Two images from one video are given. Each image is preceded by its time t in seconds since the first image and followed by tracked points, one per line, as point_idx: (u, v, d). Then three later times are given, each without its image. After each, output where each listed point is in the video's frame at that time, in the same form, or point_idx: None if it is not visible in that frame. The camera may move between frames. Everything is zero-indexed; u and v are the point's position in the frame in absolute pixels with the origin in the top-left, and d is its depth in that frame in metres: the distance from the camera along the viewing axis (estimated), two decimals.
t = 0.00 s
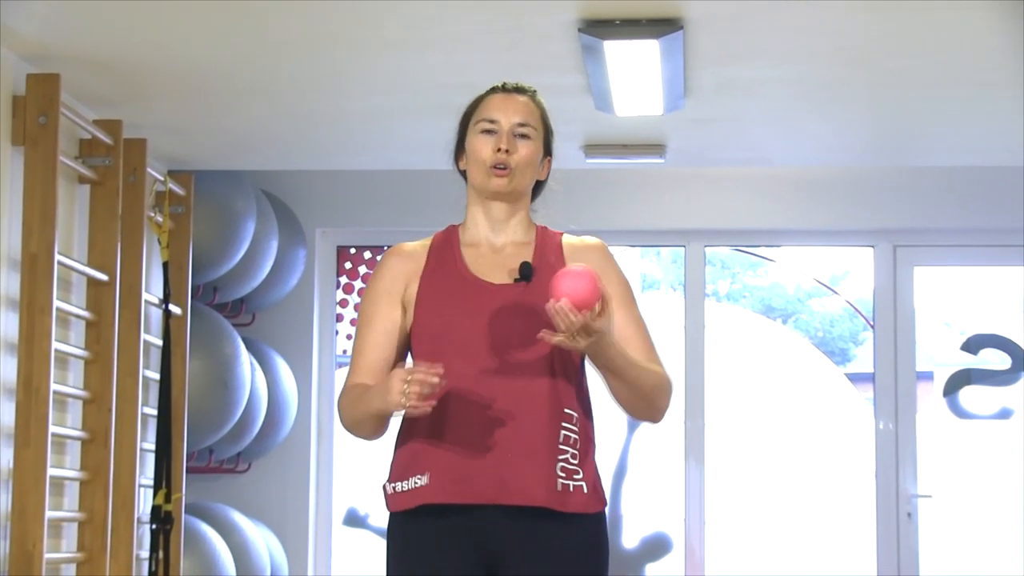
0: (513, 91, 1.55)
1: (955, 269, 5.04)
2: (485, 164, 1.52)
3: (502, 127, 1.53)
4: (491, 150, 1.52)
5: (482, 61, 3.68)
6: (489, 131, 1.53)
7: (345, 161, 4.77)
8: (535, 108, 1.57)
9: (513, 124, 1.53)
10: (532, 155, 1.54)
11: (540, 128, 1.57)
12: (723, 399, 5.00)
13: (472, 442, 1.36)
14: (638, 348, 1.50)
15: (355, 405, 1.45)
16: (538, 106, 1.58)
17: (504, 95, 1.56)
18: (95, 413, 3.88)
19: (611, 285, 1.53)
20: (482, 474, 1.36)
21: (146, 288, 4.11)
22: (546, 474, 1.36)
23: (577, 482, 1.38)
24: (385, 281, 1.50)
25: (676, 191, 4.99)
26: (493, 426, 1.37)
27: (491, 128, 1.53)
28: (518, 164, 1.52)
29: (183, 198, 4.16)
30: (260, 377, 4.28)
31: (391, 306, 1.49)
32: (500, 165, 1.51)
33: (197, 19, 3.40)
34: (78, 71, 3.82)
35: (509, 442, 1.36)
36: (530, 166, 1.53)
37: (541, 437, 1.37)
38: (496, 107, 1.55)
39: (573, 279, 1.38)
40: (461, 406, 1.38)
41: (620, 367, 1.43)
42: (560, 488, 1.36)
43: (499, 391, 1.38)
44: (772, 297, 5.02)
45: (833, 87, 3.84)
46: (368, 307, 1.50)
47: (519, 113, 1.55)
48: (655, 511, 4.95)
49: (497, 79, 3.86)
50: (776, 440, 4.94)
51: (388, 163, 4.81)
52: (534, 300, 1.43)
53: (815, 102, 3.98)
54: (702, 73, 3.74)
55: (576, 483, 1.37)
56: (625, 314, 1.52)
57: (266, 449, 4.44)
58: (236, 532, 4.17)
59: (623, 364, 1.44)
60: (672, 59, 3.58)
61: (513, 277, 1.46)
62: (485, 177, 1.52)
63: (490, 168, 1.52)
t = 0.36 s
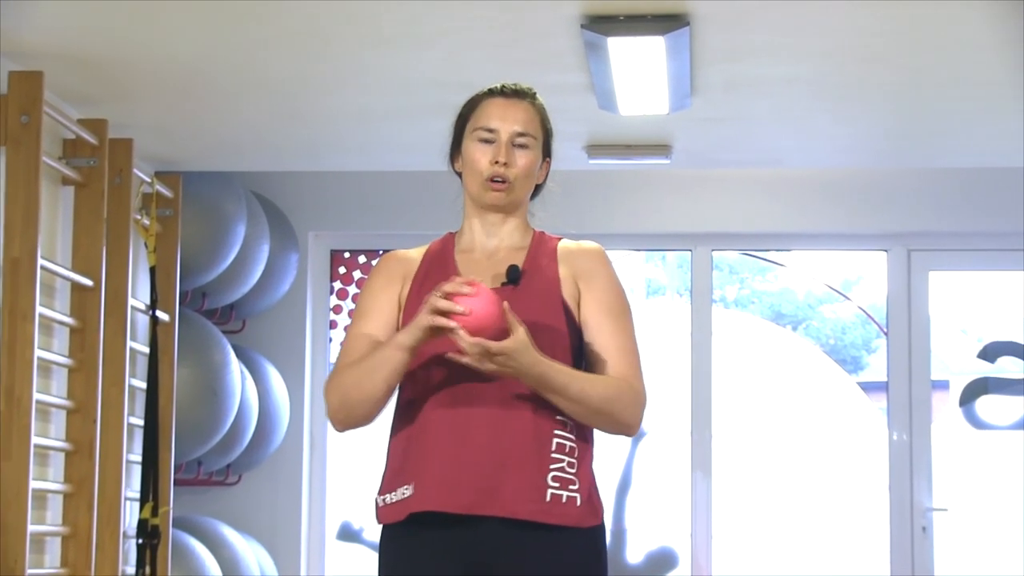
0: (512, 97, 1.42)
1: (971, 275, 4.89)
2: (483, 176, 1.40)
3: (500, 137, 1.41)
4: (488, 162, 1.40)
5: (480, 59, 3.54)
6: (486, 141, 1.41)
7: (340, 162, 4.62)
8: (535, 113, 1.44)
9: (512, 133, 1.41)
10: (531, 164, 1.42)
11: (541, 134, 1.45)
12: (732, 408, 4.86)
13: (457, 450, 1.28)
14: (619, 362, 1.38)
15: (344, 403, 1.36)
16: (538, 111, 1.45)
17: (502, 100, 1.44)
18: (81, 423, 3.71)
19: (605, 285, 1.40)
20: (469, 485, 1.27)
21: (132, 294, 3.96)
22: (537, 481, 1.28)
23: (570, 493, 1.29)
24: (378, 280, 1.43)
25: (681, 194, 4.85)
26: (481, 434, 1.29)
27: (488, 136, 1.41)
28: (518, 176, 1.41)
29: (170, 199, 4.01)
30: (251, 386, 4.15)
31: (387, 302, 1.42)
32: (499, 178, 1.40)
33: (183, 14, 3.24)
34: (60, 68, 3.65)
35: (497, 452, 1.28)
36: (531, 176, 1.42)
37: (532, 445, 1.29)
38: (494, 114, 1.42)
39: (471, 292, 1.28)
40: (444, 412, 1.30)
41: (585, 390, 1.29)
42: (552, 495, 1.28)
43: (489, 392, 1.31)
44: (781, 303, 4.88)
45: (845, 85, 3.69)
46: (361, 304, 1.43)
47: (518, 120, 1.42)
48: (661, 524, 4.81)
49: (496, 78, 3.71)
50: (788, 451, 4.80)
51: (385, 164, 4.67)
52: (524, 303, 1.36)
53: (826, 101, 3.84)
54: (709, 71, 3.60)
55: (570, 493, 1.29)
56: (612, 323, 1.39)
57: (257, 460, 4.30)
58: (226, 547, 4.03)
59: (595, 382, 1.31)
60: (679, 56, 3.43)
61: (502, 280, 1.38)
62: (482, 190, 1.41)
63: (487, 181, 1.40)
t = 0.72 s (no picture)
0: (484, 93, 1.37)
1: (977, 278, 4.82)
2: (462, 176, 1.36)
3: (474, 133, 1.36)
4: (464, 160, 1.35)
5: (479, 58, 3.46)
6: (461, 139, 1.36)
7: (336, 164, 4.55)
8: (511, 104, 1.39)
9: (486, 128, 1.36)
10: (510, 157, 1.37)
11: (519, 125, 1.39)
12: (735, 414, 4.78)
13: (405, 460, 1.25)
14: (579, 372, 1.24)
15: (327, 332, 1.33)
16: (516, 102, 1.40)
17: (475, 96, 1.39)
18: (72, 430, 3.61)
19: (562, 293, 1.28)
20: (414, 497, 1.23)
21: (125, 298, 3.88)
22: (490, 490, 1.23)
23: (530, 501, 1.23)
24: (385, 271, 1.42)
25: (683, 196, 4.77)
26: (433, 445, 1.24)
27: (463, 135, 1.36)
28: (497, 168, 1.36)
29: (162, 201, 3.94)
30: (245, 391, 4.08)
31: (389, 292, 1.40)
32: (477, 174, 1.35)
33: (176, 12, 3.15)
34: (50, 67, 3.56)
35: (445, 460, 1.23)
36: (512, 168, 1.37)
37: (484, 454, 1.23)
38: (467, 111, 1.38)
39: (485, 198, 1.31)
40: (397, 418, 1.27)
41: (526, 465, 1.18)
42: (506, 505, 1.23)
43: (442, 398, 1.25)
44: (785, 307, 4.81)
45: (851, 86, 3.62)
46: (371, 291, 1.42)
47: (492, 113, 1.37)
48: (663, 532, 4.74)
49: (494, 78, 3.64)
50: (793, 457, 4.73)
51: (382, 166, 4.60)
52: (475, 304, 1.28)
53: (831, 102, 3.77)
54: (712, 71, 3.52)
55: (529, 501, 1.23)
56: (573, 332, 1.26)
57: (252, 466, 4.23)
58: (219, 556, 3.96)
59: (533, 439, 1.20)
60: (682, 56, 3.36)
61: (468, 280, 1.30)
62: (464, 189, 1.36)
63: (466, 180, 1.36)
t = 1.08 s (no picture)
0: (435, 110, 1.42)
1: (977, 282, 4.82)
2: (437, 194, 1.41)
3: (435, 152, 1.41)
4: (433, 179, 1.40)
5: (478, 62, 3.46)
6: (425, 161, 1.41)
7: (334, 168, 4.55)
8: (465, 112, 1.43)
9: (443, 142, 1.40)
10: (476, 162, 1.41)
11: (480, 128, 1.43)
12: (735, 418, 4.78)
13: (391, 450, 1.32)
14: (543, 382, 1.24)
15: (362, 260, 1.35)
16: (474, 110, 1.43)
17: (429, 116, 1.43)
18: (70, 435, 3.60)
19: (529, 295, 1.26)
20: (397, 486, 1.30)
21: (124, 302, 3.88)
22: (461, 491, 1.27)
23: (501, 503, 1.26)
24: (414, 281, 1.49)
25: (682, 200, 4.77)
26: (414, 443, 1.30)
27: (425, 157, 1.41)
28: (466, 174, 1.39)
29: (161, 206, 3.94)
30: (245, 396, 4.08)
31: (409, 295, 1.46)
32: (448, 185, 1.39)
33: (176, 15, 3.14)
34: (50, 71, 3.56)
35: (423, 454, 1.29)
36: (481, 169, 1.40)
37: (457, 453, 1.28)
38: (424, 133, 1.42)
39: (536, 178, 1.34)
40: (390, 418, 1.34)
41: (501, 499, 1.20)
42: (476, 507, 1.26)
43: (420, 399, 1.30)
44: (785, 311, 4.82)
45: (850, 90, 3.62)
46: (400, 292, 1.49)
47: (447, 126, 1.41)
48: (662, 536, 4.74)
49: (494, 82, 3.64)
50: (792, 462, 4.73)
51: (381, 170, 4.60)
52: (454, 306, 1.30)
53: (831, 106, 3.77)
54: (711, 75, 3.52)
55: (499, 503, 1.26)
56: (539, 336, 1.25)
57: (251, 471, 4.23)
58: (218, 561, 3.95)
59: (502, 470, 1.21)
60: (682, 60, 3.36)
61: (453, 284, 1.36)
62: (444, 204, 1.41)
63: (441, 196, 1.41)
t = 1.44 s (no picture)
0: (418, 121, 1.40)
1: (976, 285, 4.82)
2: (428, 206, 1.41)
3: (422, 162, 1.40)
4: (424, 190, 1.40)
5: (477, 65, 3.46)
6: (414, 173, 1.41)
7: (334, 171, 4.56)
8: (448, 120, 1.42)
9: (429, 153, 1.40)
10: (464, 168, 1.40)
11: (466, 133, 1.42)
12: (734, 421, 4.78)
13: (389, 452, 1.31)
14: (547, 384, 1.24)
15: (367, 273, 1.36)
16: (459, 116, 1.42)
17: (412, 127, 1.42)
18: (70, 438, 3.60)
19: (532, 298, 1.26)
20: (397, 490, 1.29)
21: (124, 305, 3.88)
22: (461, 494, 1.26)
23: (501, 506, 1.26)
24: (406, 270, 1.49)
25: (681, 203, 4.78)
26: (414, 447, 1.29)
27: (412, 170, 1.41)
28: (456, 183, 1.39)
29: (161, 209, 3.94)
30: (244, 399, 4.08)
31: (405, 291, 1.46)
32: (438, 197, 1.39)
33: (176, 18, 3.14)
34: (49, 74, 3.56)
35: (424, 456, 1.28)
36: (470, 177, 1.40)
37: (457, 455, 1.27)
38: (408, 144, 1.41)
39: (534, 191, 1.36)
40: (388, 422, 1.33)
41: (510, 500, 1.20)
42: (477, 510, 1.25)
43: (420, 403, 1.30)
44: (784, 314, 4.82)
45: (850, 93, 3.62)
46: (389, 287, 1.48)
47: (432, 136, 1.40)
48: (660, 538, 4.74)
49: (493, 85, 3.64)
50: (791, 464, 4.74)
51: (380, 172, 4.60)
52: (454, 308, 1.30)
53: (831, 108, 3.77)
54: (710, 78, 3.53)
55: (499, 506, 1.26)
56: (544, 338, 1.25)
57: (250, 474, 4.23)
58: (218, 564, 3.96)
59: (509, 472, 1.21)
60: (681, 63, 3.36)
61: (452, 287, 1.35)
62: (437, 213, 1.41)
63: (432, 205, 1.41)
